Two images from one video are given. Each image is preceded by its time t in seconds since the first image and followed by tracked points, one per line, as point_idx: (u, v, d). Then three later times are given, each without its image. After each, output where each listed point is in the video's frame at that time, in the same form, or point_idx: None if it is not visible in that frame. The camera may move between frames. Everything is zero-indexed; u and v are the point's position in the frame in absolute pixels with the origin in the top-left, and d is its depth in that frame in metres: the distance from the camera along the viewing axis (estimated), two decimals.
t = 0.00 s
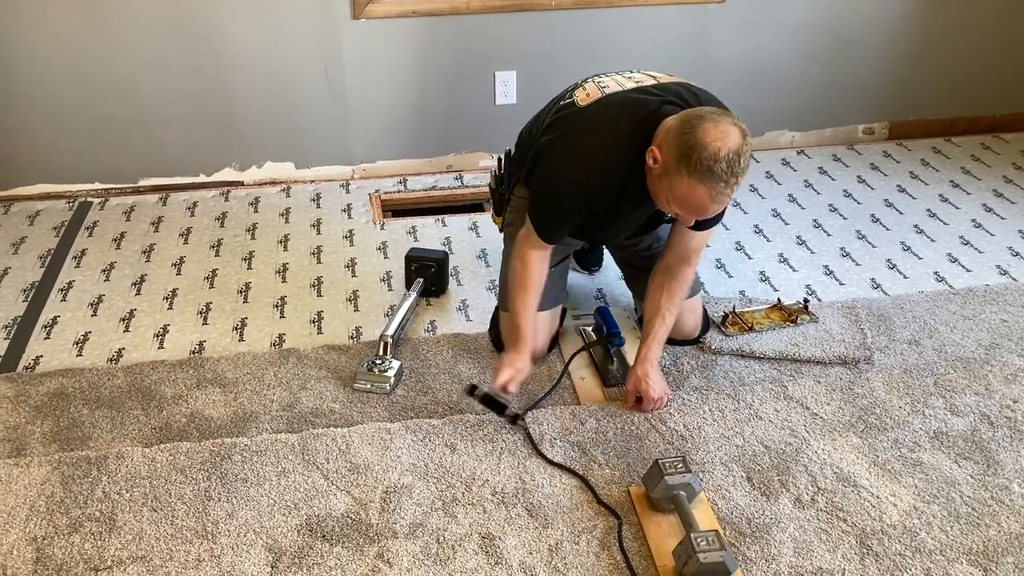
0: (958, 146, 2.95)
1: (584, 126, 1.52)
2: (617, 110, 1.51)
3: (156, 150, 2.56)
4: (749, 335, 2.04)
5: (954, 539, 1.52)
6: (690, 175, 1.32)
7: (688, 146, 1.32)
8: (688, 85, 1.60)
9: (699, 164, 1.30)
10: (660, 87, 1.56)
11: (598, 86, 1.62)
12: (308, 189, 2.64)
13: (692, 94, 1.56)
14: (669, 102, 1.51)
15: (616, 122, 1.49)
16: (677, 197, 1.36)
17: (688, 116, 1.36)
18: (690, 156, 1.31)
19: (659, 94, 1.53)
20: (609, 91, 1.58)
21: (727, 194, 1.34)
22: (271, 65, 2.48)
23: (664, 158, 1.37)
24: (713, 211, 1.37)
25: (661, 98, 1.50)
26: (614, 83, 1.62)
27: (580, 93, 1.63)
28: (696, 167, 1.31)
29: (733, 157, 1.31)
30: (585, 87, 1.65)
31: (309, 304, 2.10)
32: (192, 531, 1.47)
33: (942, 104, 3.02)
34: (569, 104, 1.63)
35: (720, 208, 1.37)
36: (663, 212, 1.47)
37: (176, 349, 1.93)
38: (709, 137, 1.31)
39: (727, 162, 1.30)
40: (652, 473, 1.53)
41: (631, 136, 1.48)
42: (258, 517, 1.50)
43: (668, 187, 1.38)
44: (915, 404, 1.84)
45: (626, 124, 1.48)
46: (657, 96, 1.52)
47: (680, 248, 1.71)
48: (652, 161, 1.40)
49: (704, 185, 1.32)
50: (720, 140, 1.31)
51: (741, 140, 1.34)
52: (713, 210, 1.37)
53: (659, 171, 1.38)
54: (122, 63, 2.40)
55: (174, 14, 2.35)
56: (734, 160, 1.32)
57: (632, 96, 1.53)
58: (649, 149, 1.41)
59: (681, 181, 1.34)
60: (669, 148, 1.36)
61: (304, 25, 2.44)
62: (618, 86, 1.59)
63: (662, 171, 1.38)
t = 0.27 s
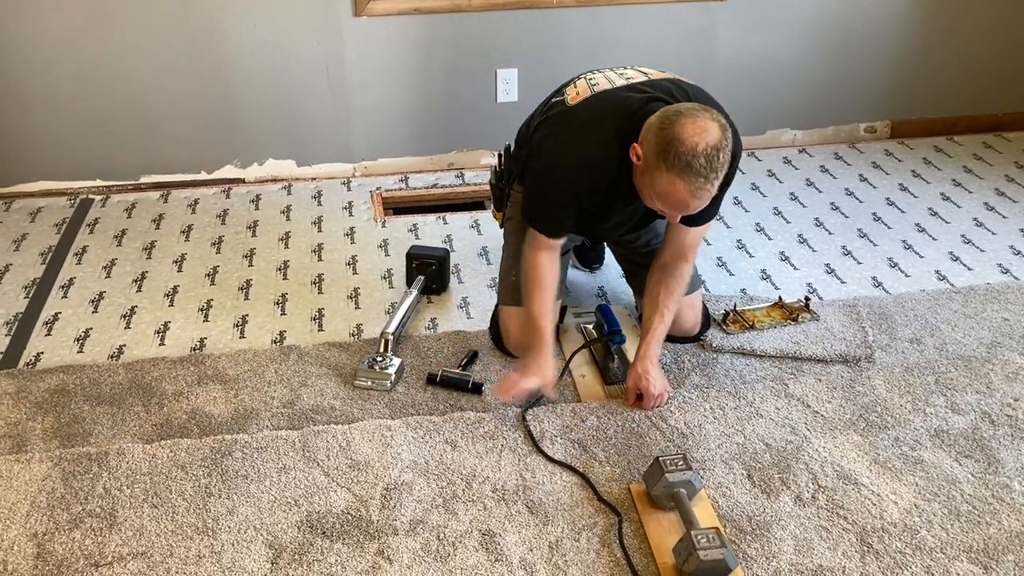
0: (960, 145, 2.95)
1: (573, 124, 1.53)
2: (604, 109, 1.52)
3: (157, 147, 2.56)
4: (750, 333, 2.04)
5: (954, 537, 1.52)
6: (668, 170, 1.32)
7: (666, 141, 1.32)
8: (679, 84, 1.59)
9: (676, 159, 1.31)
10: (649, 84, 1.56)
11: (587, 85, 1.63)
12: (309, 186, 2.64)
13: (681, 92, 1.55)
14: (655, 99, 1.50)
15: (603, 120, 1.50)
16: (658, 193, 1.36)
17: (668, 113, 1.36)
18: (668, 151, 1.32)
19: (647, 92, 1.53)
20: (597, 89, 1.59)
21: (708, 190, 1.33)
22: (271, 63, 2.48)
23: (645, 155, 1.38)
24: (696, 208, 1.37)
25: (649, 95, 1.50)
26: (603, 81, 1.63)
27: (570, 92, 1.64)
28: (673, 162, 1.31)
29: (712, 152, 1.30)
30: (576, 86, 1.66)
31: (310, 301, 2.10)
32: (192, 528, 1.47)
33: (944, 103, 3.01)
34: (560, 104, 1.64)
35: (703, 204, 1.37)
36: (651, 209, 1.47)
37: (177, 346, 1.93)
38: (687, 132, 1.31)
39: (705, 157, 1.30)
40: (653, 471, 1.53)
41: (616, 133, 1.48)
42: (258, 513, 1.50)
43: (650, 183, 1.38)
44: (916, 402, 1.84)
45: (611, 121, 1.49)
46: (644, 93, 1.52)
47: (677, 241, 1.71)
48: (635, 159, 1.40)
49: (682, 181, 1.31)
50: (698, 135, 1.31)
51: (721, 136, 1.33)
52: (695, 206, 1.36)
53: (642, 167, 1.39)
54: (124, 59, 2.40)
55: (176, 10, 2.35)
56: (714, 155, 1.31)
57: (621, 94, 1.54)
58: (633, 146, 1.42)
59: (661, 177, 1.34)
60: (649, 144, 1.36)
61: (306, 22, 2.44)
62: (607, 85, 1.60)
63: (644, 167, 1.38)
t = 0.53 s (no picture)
0: (960, 144, 2.95)
1: (572, 147, 1.50)
2: (599, 128, 1.49)
3: (156, 147, 2.56)
4: (748, 332, 2.04)
5: (951, 536, 1.52)
6: (654, 183, 1.31)
7: (651, 154, 1.31)
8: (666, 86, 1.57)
9: (661, 172, 1.30)
10: (638, 92, 1.54)
11: (578, 105, 1.60)
12: (308, 185, 2.64)
13: (670, 96, 1.53)
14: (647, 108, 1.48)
15: (599, 139, 1.48)
16: (647, 205, 1.36)
17: (654, 124, 1.35)
18: (652, 165, 1.31)
19: (636, 101, 1.50)
20: (588, 108, 1.56)
21: (695, 201, 1.32)
22: (270, 62, 2.48)
23: (632, 166, 1.37)
24: (685, 218, 1.36)
25: (639, 105, 1.48)
26: (592, 97, 1.60)
27: (562, 115, 1.61)
28: (658, 175, 1.30)
29: (697, 164, 1.29)
30: (566, 106, 1.63)
31: (309, 300, 2.10)
32: (189, 526, 1.47)
33: (944, 102, 3.01)
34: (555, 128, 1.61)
35: (692, 214, 1.36)
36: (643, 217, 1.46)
37: (175, 344, 1.93)
38: (672, 144, 1.30)
39: (690, 170, 1.29)
40: (650, 470, 1.53)
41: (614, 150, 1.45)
42: (255, 512, 1.50)
43: (639, 194, 1.37)
44: (914, 402, 1.83)
45: (607, 140, 1.46)
46: (635, 103, 1.49)
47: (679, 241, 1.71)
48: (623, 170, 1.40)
49: (668, 194, 1.31)
50: (683, 147, 1.29)
51: (707, 146, 1.32)
52: (684, 216, 1.36)
53: (631, 178, 1.38)
54: (125, 58, 2.41)
55: (177, 10, 2.36)
56: (699, 167, 1.30)
57: (611, 108, 1.51)
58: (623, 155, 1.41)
59: (647, 189, 1.33)
60: (636, 155, 1.35)
61: (306, 22, 2.44)
62: (597, 101, 1.57)
63: (633, 178, 1.37)
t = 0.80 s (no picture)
0: (959, 144, 2.95)
1: (582, 139, 1.49)
2: (613, 123, 1.49)
3: (156, 146, 2.56)
4: (747, 332, 2.04)
5: (950, 536, 1.52)
6: (679, 183, 1.31)
7: (677, 153, 1.31)
8: (680, 87, 1.58)
9: (688, 171, 1.29)
10: (652, 92, 1.54)
11: (590, 98, 1.59)
12: (307, 184, 2.64)
13: (685, 98, 1.54)
14: (663, 108, 1.48)
15: (612, 135, 1.47)
16: (667, 204, 1.35)
17: (678, 122, 1.34)
18: (679, 163, 1.30)
19: (652, 100, 1.50)
20: (602, 101, 1.55)
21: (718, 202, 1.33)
22: (270, 60, 2.48)
23: (653, 165, 1.36)
24: (705, 219, 1.36)
25: (656, 104, 1.48)
26: (605, 92, 1.59)
27: (573, 106, 1.59)
28: (685, 175, 1.30)
29: (723, 164, 1.30)
30: (577, 98, 1.62)
31: (307, 299, 2.10)
32: (187, 525, 1.47)
33: (942, 102, 3.01)
34: (563, 118, 1.59)
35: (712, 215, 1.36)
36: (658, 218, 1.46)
37: (173, 344, 1.93)
38: (698, 143, 1.30)
39: (716, 170, 1.29)
40: (649, 470, 1.53)
41: (629, 148, 1.45)
42: (254, 511, 1.51)
43: (659, 193, 1.37)
44: (913, 401, 1.84)
45: (620, 136, 1.46)
46: (651, 101, 1.50)
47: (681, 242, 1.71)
48: (642, 168, 1.39)
49: (693, 194, 1.31)
50: (710, 146, 1.29)
51: (733, 147, 1.32)
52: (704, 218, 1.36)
53: (650, 177, 1.38)
54: (125, 58, 2.41)
55: (178, 10, 2.36)
56: (725, 167, 1.30)
57: (626, 105, 1.51)
58: (641, 154, 1.40)
59: (670, 189, 1.33)
60: (659, 153, 1.35)
61: (307, 22, 2.45)
62: (612, 96, 1.56)
63: (653, 177, 1.37)
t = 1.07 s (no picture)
0: (955, 143, 2.95)
1: (591, 139, 1.50)
2: (621, 122, 1.49)
3: (154, 146, 2.56)
4: (744, 330, 2.04)
5: (947, 532, 1.53)
6: (696, 187, 1.31)
7: (695, 158, 1.31)
8: (688, 87, 1.59)
9: (706, 177, 1.29)
10: (660, 91, 1.55)
11: (597, 96, 1.59)
12: (304, 184, 2.64)
13: (692, 98, 1.55)
14: (673, 109, 1.48)
15: (621, 134, 1.48)
16: (682, 207, 1.35)
17: (693, 127, 1.34)
18: (697, 168, 1.30)
19: (660, 100, 1.51)
20: (610, 101, 1.55)
21: (732, 208, 1.33)
22: (267, 60, 2.48)
23: (669, 169, 1.36)
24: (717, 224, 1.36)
25: (664, 106, 1.48)
26: (612, 91, 1.60)
27: (580, 104, 1.59)
28: (703, 180, 1.30)
29: (740, 170, 1.30)
30: (583, 97, 1.62)
31: (304, 299, 2.10)
32: (185, 524, 1.47)
33: (938, 101, 3.02)
34: (570, 117, 1.59)
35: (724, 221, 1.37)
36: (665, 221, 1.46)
37: (170, 343, 1.93)
38: (717, 150, 1.30)
39: (734, 175, 1.30)
40: (647, 467, 1.53)
41: (639, 148, 1.45)
42: (251, 510, 1.50)
43: (672, 198, 1.36)
44: (910, 399, 1.84)
45: (630, 134, 1.46)
46: (660, 101, 1.50)
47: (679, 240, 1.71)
48: (656, 171, 1.38)
49: (709, 199, 1.31)
50: (729, 154, 1.30)
51: (749, 153, 1.33)
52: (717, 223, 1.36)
53: (664, 182, 1.37)
54: (123, 57, 2.41)
55: (178, 10, 2.36)
56: (741, 174, 1.31)
57: (635, 104, 1.51)
58: (654, 158, 1.40)
59: (686, 194, 1.33)
60: (675, 159, 1.34)
61: (306, 21, 2.45)
62: (620, 96, 1.56)
63: (667, 182, 1.36)
